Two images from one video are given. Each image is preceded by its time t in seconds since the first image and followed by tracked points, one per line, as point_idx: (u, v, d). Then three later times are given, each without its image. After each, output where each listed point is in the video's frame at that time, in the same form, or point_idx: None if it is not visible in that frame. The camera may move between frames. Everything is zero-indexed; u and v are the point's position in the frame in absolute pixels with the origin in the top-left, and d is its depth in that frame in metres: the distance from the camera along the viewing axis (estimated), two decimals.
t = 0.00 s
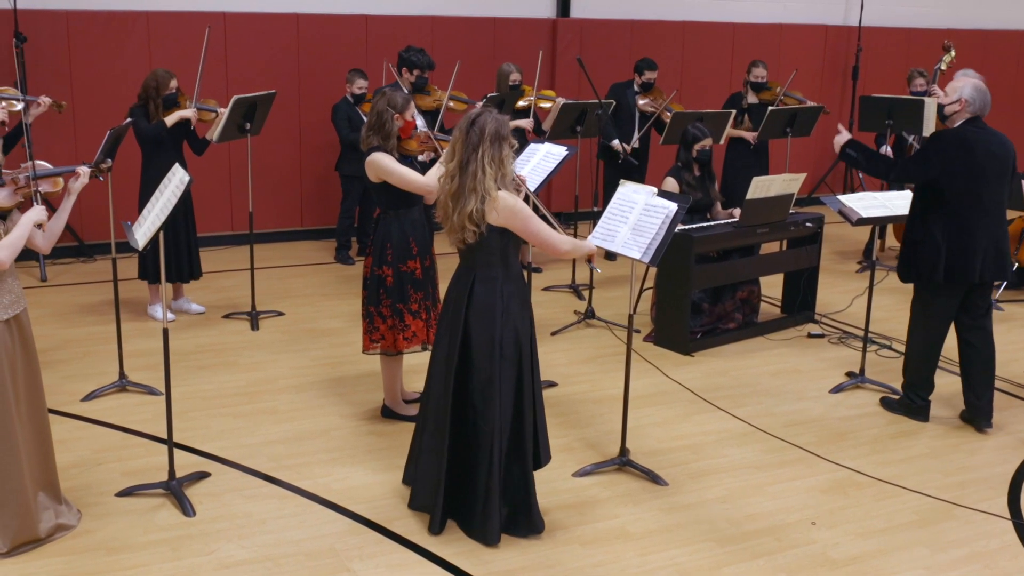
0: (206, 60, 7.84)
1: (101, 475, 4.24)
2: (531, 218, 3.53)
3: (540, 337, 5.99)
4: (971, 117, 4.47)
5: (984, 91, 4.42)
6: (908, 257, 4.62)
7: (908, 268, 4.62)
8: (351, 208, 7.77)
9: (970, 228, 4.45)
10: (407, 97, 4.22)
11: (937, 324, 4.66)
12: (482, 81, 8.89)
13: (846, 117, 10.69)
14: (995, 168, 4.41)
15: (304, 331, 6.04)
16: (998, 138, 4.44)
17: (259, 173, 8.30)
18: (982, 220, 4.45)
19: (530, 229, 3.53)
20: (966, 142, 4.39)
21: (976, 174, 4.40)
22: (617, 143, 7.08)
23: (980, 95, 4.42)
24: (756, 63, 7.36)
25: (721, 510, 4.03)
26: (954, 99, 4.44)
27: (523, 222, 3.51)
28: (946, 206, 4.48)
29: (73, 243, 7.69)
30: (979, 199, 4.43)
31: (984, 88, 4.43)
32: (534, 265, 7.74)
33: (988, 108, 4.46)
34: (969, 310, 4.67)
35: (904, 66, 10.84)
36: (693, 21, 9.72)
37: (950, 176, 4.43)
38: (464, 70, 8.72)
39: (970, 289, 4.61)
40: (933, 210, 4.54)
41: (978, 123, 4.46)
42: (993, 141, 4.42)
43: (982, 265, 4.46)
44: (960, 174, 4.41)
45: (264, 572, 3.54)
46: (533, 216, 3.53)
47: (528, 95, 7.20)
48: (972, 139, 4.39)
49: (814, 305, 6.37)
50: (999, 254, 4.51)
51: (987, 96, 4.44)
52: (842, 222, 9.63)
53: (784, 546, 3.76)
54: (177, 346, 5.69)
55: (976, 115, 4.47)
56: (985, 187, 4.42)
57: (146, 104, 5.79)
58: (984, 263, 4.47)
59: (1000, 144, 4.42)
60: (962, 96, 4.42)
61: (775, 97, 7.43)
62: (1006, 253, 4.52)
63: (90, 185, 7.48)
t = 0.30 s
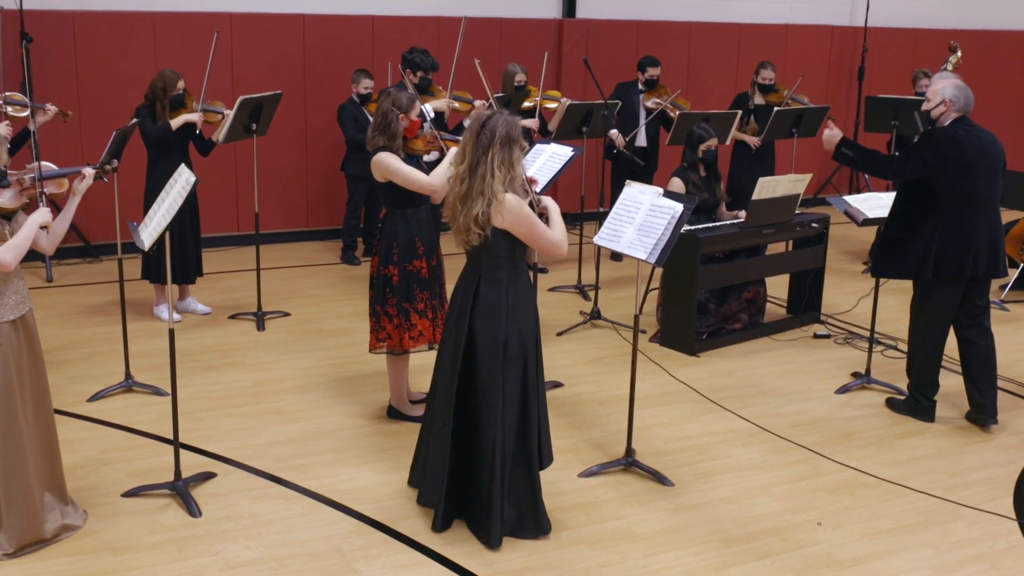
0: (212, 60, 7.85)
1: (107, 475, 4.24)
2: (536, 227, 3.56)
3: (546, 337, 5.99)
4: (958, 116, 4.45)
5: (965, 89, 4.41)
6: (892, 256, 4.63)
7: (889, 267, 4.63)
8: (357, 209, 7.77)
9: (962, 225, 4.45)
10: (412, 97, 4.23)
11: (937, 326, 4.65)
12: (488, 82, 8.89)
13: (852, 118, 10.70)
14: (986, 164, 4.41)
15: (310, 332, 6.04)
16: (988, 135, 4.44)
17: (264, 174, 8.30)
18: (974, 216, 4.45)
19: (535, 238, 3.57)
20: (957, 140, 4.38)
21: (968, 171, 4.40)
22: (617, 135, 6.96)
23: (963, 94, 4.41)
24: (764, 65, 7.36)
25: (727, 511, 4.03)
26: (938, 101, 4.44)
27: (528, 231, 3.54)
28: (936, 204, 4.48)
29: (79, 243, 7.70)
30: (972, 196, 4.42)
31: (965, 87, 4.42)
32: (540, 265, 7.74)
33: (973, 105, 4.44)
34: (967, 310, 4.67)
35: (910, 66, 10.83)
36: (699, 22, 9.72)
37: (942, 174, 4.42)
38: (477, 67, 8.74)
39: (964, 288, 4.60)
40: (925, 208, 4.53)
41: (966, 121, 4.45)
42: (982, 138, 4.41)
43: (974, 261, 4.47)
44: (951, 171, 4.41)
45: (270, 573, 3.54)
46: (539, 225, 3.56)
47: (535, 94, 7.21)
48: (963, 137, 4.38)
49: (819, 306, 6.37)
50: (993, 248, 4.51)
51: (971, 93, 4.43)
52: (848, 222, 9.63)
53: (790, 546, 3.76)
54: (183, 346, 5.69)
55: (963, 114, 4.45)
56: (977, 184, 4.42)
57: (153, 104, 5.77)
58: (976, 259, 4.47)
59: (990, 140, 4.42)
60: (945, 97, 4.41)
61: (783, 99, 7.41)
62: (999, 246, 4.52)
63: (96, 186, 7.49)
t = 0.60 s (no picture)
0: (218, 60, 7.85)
1: (113, 475, 4.24)
2: (539, 234, 3.55)
3: (552, 338, 6.00)
4: (940, 121, 4.52)
5: (932, 97, 4.52)
6: (918, 270, 4.57)
7: (919, 282, 4.58)
8: (363, 210, 7.77)
9: (968, 226, 4.44)
10: (417, 97, 4.23)
11: (942, 326, 4.65)
12: (495, 83, 8.90)
13: (858, 118, 10.71)
14: (981, 163, 4.42)
15: (316, 332, 6.04)
16: (978, 133, 4.46)
17: (270, 174, 8.30)
18: (978, 217, 4.44)
19: (537, 244, 3.56)
20: (945, 142, 4.40)
21: (965, 173, 4.40)
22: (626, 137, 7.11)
23: (931, 103, 4.51)
24: (774, 67, 7.34)
25: (732, 511, 4.03)
26: (911, 118, 4.56)
27: (530, 238, 3.54)
28: (945, 210, 4.45)
29: (85, 244, 7.71)
30: (972, 196, 4.42)
31: (926, 95, 4.54)
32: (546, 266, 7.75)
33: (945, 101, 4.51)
34: (970, 312, 4.68)
35: (916, 66, 10.84)
36: (705, 23, 9.73)
37: (942, 179, 4.41)
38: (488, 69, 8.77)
39: (975, 288, 4.60)
40: (927, 214, 4.51)
41: (951, 124, 4.50)
42: (971, 137, 4.44)
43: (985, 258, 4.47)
44: (948, 174, 4.41)
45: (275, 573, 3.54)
46: (542, 232, 3.55)
47: (543, 94, 7.21)
48: (951, 140, 4.40)
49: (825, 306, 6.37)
50: (1000, 243, 4.52)
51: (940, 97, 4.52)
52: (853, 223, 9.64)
53: (795, 547, 3.76)
54: (189, 347, 5.69)
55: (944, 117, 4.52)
56: (975, 183, 4.42)
57: (159, 104, 5.77)
58: (986, 255, 4.48)
59: (978, 139, 4.44)
60: (914, 113, 4.54)
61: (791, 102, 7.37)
62: (1006, 239, 4.53)
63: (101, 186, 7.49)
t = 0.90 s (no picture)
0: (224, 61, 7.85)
1: (119, 476, 4.24)
2: (544, 233, 3.55)
3: (558, 338, 6.00)
4: (945, 121, 4.51)
5: (941, 96, 4.50)
6: (927, 269, 4.57)
7: (932, 281, 4.57)
8: (369, 211, 7.78)
9: (974, 228, 4.44)
10: (424, 96, 4.24)
11: (947, 327, 4.64)
12: (502, 85, 8.91)
13: (864, 119, 10.72)
14: (984, 163, 4.41)
15: (322, 333, 6.05)
16: (980, 131, 4.45)
17: (277, 175, 8.31)
18: (983, 215, 4.44)
19: (542, 244, 3.56)
20: (948, 143, 4.39)
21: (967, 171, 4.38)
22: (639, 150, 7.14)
23: (938, 102, 4.50)
24: (786, 71, 7.31)
25: (738, 512, 4.03)
26: (917, 114, 4.55)
27: (535, 237, 3.54)
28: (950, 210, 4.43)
29: (91, 245, 7.71)
30: (977, 198, 4.41)
31: (937, 93, 4.51)
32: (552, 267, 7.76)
33: (952, 104, 4.50)
34: (976, 311, 4.67)
35: (921, 67, 10.84)
36: (710, 24, 9.73)
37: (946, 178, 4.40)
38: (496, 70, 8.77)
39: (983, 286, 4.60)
40: (934, 217, 4.51)
41: (957, 124, 4.49)
42: (972, 137, 4.41)
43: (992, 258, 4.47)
44: (952, 176, 4.40)
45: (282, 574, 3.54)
46: (546, 231, 3.56)
47: (551, 95, 7.22)
48: (951, 141, 4.39)
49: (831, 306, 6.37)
50: (1005, 240, 4.52)
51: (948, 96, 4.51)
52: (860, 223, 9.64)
53: (801, 547, 3.76)
54: (195, 347, 5.69)
55: (950, 117, 4.51)
56: (978, 181, 4.41)
57: (164, 104, 5.76)
58: (993, 255, 4.48)
59: (981, 138, 4.42)
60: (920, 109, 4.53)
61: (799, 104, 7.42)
62: (1010, 237, 4.54)
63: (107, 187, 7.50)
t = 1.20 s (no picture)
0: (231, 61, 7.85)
1: (125, 476, 4.24)
2: (553, 228, 3.55)
3: (564, 338, 6.01)
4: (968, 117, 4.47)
5: (973, 90, 4.41)
6: (912, 260, 4.61)
7: (912, 271, 4.61)
8: (375, 211, 7.79)
9: (976, 229, 4.43)
10: (431, 99, 4.22)
11: (952, 329, 4.64)
12: (508, 86, 8.92)
13: (870, 119, 10.72)
14: (994, 166, 4.41)
15: (328, 333, 6.05)
16: (996, 135, 4.45)
17: (282, 175, 8.31)
18: (985, 218, 4.44)
19: (551, 238, 3.57)
20: (961, 143, 4.38)
21: (976, 173, 4.39)
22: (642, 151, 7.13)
23: (969, 95, 4.41)
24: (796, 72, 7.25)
25: (744, 513, 4.03)
26: (944, 103, 4.47)
27: (544, 230, 3.53)
28: (949, 208, 4.46)
29: (97, 245, 7.72)
30: (982, 199, 4.41)
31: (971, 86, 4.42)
32: (558, 267, 7.78)
33: (982, 104, 4.45)
34: (982, 306, 4.67)
35: (927, 67, 10.85)
36: (717, 24, 9.74)
37: (952, 178, 4.41)
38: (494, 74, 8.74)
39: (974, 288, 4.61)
40: (936, 214, 4.51)
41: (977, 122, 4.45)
42: (988, 139, 4.41)
43: (989, 262, 4.46)
44: (960, 176, 4.39)
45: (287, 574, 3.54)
46: (555, 226, 3.55)
47: (559, 97, 7.23)
48: (966, 140, 4.38)
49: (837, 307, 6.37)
50: (1004, 248, 4.50)
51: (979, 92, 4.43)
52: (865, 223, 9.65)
53: (807, 548, 3.76)
54: (201, 348, 5.69)
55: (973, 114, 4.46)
56: (986, 185, 4.41)
57: (170, 104, 5.78)
58: (991, 259, 4.47)
59: (995, 142, 4.42)
60: (951, 99, 4.44)
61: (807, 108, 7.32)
62: (1010, 244, 4.53)
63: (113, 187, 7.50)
